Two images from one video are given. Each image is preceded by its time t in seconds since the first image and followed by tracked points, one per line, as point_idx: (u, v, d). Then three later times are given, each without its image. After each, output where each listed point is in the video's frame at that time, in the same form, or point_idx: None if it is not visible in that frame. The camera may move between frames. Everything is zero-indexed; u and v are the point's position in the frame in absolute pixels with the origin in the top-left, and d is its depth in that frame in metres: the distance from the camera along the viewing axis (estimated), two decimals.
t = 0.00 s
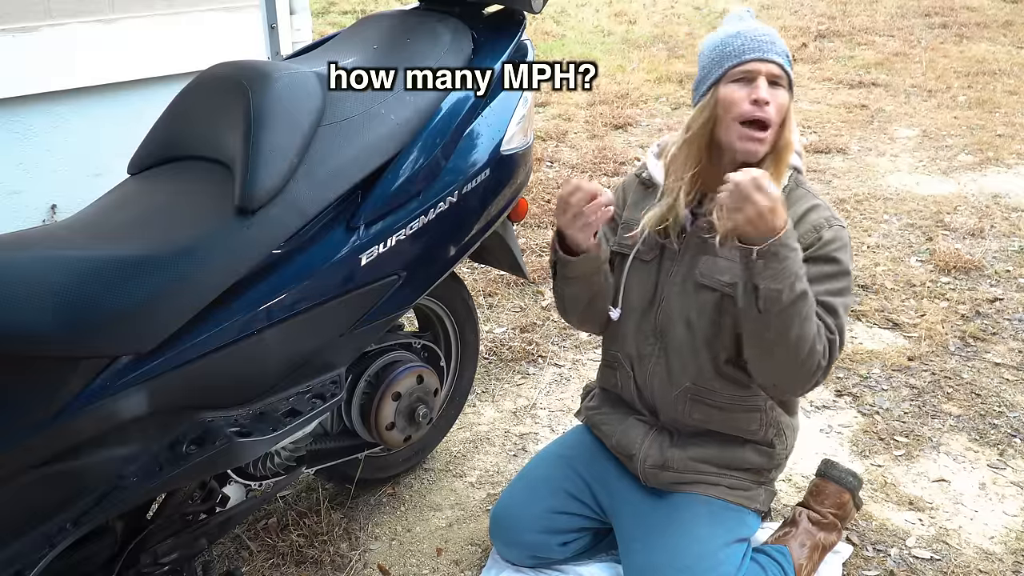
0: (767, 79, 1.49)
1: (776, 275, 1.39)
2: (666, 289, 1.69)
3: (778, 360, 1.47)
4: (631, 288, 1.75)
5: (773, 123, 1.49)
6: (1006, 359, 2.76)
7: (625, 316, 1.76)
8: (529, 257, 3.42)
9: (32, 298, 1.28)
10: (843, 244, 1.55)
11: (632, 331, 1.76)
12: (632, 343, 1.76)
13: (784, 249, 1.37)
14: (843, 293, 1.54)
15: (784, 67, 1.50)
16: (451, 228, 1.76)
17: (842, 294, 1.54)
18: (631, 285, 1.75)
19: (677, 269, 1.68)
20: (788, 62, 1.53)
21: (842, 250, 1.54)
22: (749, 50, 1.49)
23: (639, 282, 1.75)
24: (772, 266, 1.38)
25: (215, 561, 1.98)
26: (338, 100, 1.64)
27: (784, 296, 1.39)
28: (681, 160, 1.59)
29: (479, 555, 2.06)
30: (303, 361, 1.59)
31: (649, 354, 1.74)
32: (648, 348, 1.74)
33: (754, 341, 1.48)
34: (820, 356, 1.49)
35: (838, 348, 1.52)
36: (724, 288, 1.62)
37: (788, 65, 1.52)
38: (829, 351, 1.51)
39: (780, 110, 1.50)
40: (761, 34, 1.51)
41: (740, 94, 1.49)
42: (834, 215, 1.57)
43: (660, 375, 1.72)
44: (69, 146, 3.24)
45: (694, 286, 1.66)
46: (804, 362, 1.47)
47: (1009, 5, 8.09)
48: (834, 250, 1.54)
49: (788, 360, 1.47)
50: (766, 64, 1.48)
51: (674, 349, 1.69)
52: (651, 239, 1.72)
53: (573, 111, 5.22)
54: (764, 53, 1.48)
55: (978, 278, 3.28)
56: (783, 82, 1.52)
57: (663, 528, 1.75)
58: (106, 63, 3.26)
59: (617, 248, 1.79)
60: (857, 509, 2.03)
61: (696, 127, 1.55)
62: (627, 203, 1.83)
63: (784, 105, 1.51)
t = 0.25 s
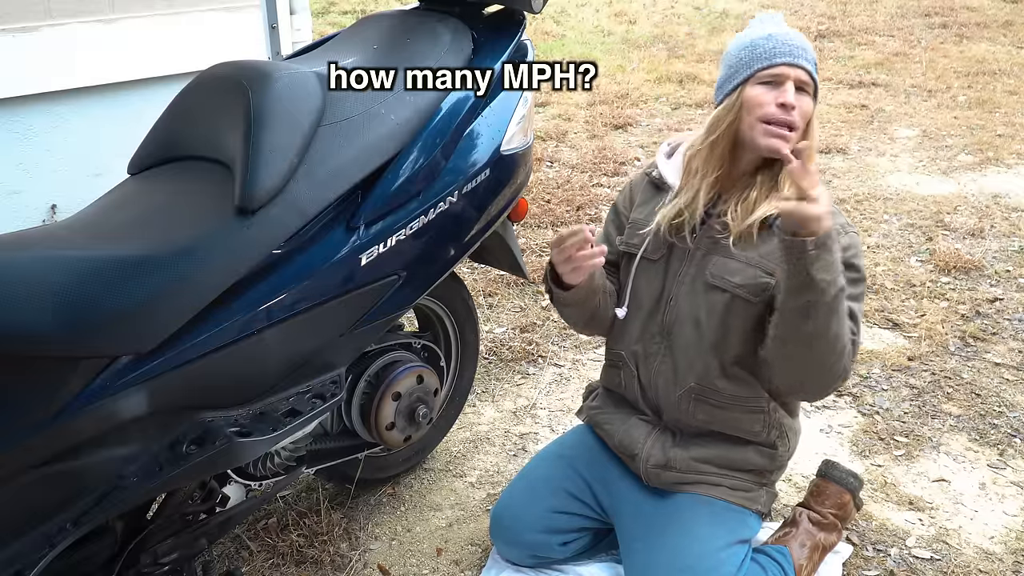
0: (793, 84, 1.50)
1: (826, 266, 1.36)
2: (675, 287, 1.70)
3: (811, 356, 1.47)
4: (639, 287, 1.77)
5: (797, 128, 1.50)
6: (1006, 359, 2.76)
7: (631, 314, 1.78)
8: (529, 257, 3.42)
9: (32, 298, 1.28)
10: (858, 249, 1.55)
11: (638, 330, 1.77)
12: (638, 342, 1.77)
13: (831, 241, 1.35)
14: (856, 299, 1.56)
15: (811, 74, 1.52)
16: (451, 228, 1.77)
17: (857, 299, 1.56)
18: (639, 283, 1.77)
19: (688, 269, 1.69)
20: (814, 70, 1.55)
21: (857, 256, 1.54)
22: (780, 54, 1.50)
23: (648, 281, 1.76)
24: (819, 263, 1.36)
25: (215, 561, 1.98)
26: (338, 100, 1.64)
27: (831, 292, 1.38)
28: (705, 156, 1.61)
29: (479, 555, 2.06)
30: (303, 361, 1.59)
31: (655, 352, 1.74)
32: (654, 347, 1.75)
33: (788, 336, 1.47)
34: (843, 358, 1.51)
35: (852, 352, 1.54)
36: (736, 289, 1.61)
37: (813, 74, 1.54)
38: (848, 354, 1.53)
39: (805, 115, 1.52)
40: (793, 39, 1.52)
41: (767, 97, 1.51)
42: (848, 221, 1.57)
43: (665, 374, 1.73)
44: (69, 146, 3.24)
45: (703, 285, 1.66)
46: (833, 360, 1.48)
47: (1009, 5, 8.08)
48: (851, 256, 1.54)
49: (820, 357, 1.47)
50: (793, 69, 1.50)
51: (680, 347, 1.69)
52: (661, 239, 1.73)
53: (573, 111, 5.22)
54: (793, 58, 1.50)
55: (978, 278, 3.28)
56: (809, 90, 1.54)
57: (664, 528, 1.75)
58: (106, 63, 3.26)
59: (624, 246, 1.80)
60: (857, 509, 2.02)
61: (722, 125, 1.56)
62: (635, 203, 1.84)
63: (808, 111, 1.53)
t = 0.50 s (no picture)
0: (808, 89, 1.52)
1: (855, 287, 1.34)
2: (682, 289, 1.70)
3: (842, 369, 1.44)
4: (645, 289, 1.77)
5: (810, 133, 1.52)
6: (1006, 359, 2.76)
7: (636, 315, 1.78)
8: (529, 257, 3.42)
9: (32, 298, 1.28)
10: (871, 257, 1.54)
11: (643, 330, 1.77)
12: (642, 342, 1.77)
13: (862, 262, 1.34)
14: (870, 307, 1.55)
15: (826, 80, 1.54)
16: (451, 228, 1.77)
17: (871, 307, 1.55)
18: (645, 283, 1.77)
19: (696, 271, 1.69)
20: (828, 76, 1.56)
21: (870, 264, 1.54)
22: (796, 59, 1.52)
23: (654, 282, 1.76)
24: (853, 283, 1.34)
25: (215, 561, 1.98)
26: (337, 99, 1.64)
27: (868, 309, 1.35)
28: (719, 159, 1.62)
29: (479, 555, 2.06)
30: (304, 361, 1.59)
31: (660, 353, 1.74)
32: (658, 348, 1.74)
33: (820, 351, 1.44)
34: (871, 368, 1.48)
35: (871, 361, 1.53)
36: (745, 293, 1.61)
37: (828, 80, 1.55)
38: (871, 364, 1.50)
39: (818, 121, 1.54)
40: (810, 44, 1.54)
41: (783, 102, 1.53)
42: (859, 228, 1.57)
43: (669, 376, 1.73)
44: (69, 146, 3.24)
45: (711, 288, 1.66)
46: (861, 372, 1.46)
47: (1009, 5, 8.08)
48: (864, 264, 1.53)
49: (850, 370, 1.44)
50: (809, 74, 1.52)
51: (685, 349, 1.69)
52: (668, 241, 1.73)
53: (573, 111, 5.22)
54: (809, 63, 1.52)
55: (978, 278, 3.28)
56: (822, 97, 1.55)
57: (664, 528, 1.75)
58: (106, 63, 3.26)
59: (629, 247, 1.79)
60: (857, 510, 2.02)
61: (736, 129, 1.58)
62: (641, 203, 1.83)
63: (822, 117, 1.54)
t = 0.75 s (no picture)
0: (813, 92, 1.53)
1: (836, 306, 1.38)
2: (683, 291, 1.70)
3: (826, 382, 1.46)
4: (646, 291, 1.76)
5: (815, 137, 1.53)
6: (1006, 359, 2.76)
7: (637, 317, 1.78)
8: (529, 257, 3.42)
9: (32, 298, 1.28)
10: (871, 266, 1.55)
11: (643, 332, 1.76)
12: (642, 343, 1.77)
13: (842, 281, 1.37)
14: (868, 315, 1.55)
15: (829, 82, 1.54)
16: (451, 228, 1.76)
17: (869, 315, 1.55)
18: (646, 285, 1.76)
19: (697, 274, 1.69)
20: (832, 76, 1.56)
21: (869, 273, 1.54)
22: (802, 62, 1.52)
23: (654, 284, 1.75)
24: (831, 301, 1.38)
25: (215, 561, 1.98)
26: (337, 99, 1.65)
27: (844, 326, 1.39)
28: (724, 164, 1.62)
29: (479, 555, 2.06)
30: (303, 361, 1.59)
31: (660, 355, 1.74)
32: (658, 349, 1.74)
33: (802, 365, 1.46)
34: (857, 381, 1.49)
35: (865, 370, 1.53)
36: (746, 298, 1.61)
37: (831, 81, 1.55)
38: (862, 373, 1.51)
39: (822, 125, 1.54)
40: (815, 46, 1.54)
41: (787, 106, 1.53)
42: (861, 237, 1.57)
43: (668, 377, 1.73)
44: (69, 146, 3.24)
45: (712, 292, 1.66)
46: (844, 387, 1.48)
47: (1009, 5, 8.08)
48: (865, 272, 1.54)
49: (832, 384, 1.46)
50: (814, 77, 1.52)
51: (685, 351, 1.69)
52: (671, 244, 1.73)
53: (573, 111, 5.22)
54: (815, 66, 1.52)
55: (978, 278, 3.28)
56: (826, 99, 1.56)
57: (664, 528, 1.75)
58: (106, 63, 3.26)
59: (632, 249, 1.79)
60: (857, 510, 2.02)
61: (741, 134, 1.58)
62: (644, 203, 1.83)
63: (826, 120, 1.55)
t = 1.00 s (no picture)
0: (772, 102, 1.46)
1: (765, 300, 1.33)
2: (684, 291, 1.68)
3: (784, 379, 1.41)
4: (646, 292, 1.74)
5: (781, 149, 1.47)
6: (1006, 359, 2.76)
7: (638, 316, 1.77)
8: (529, 257, 3.42)
9: (31, 298, 1.28)
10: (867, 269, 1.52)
11: (644, 333, 1.76)
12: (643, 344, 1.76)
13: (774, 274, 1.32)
14: (857, 316, 1.49)
15: (798, 86, 1.44)
16: (451, 229, 1.77)
17: (858, 316, 1.49)
18: (647, 287, 1.74)
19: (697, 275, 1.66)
20: (811, 77, 1.45)
21: (864, 274, 1.50)
22: (758, 75, 1.46)
23: (654, 284, 1.73)
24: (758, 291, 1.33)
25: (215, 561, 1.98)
26: (337, 99, 1.65)
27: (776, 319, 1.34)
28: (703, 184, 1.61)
29: (479, 555, 2.06)
30: (304, 361, 1.59)
31: (660, 356, 1.74)
32: (658, 350, 1.74)
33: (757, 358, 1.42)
34: (824, 378, 1.42)
35: (847, 371, 1.47)
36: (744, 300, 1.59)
37: (805, 82, 1.45)
38: (836, 375, 1.45)
39: (791, 134, 1.46)
40: (776, 53, 1.45)
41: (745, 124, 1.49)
42: (860, 240, 1.55)
43: (668, 377, 1.72)
44: (69, 146, 3.24)
45: (712, 293, 1.64)
46: (808, 382, 1.41)
47: (1009, 5, 8.07)
48: (856, 274, 1.50)
49: (791, 381, 1.41)
50: (774, 86, 1.45)
51: (685, 352, 1.68)
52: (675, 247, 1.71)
53: (573, 112, 5.22)
54: (774, 76, 1.45)
55: (978, 278, 3.28)
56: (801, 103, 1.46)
57: (664, 528, 1.76)
58: (106, 63, 3.26)
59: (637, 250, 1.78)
60: (858, 510, 2.02)
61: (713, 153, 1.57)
62: (650, 201, 1.81)
63: (798, 126, 1.47)
